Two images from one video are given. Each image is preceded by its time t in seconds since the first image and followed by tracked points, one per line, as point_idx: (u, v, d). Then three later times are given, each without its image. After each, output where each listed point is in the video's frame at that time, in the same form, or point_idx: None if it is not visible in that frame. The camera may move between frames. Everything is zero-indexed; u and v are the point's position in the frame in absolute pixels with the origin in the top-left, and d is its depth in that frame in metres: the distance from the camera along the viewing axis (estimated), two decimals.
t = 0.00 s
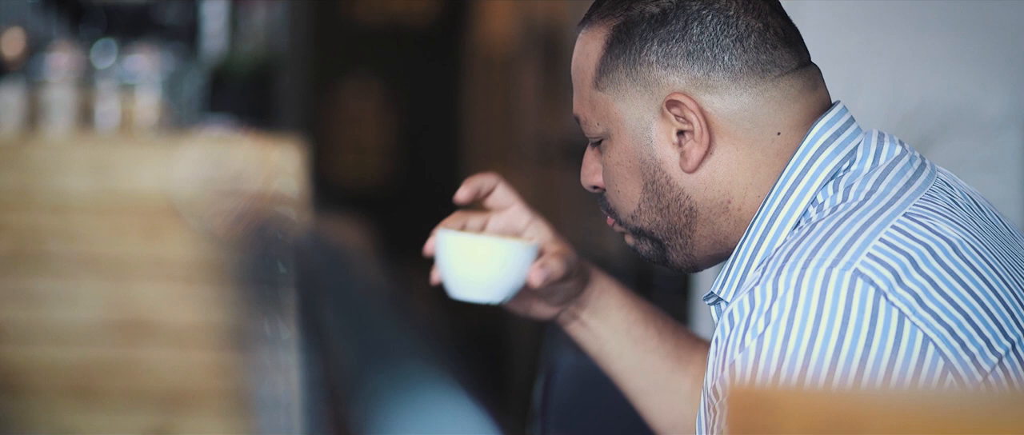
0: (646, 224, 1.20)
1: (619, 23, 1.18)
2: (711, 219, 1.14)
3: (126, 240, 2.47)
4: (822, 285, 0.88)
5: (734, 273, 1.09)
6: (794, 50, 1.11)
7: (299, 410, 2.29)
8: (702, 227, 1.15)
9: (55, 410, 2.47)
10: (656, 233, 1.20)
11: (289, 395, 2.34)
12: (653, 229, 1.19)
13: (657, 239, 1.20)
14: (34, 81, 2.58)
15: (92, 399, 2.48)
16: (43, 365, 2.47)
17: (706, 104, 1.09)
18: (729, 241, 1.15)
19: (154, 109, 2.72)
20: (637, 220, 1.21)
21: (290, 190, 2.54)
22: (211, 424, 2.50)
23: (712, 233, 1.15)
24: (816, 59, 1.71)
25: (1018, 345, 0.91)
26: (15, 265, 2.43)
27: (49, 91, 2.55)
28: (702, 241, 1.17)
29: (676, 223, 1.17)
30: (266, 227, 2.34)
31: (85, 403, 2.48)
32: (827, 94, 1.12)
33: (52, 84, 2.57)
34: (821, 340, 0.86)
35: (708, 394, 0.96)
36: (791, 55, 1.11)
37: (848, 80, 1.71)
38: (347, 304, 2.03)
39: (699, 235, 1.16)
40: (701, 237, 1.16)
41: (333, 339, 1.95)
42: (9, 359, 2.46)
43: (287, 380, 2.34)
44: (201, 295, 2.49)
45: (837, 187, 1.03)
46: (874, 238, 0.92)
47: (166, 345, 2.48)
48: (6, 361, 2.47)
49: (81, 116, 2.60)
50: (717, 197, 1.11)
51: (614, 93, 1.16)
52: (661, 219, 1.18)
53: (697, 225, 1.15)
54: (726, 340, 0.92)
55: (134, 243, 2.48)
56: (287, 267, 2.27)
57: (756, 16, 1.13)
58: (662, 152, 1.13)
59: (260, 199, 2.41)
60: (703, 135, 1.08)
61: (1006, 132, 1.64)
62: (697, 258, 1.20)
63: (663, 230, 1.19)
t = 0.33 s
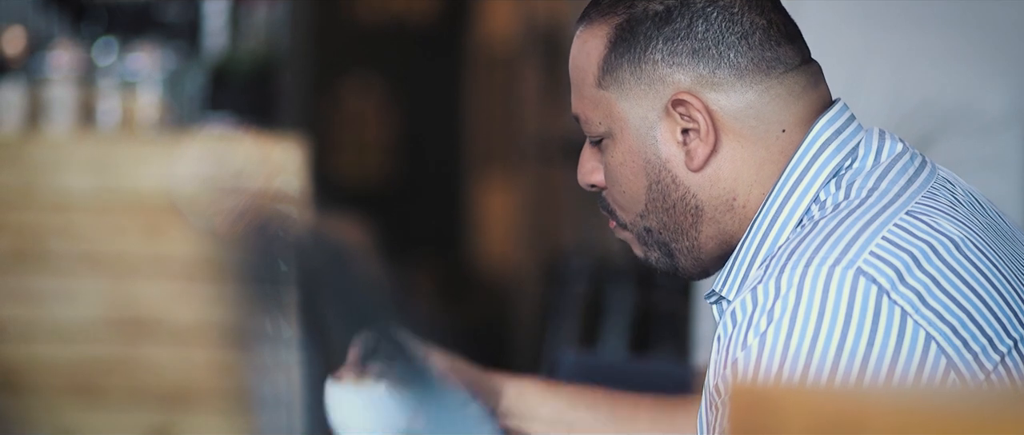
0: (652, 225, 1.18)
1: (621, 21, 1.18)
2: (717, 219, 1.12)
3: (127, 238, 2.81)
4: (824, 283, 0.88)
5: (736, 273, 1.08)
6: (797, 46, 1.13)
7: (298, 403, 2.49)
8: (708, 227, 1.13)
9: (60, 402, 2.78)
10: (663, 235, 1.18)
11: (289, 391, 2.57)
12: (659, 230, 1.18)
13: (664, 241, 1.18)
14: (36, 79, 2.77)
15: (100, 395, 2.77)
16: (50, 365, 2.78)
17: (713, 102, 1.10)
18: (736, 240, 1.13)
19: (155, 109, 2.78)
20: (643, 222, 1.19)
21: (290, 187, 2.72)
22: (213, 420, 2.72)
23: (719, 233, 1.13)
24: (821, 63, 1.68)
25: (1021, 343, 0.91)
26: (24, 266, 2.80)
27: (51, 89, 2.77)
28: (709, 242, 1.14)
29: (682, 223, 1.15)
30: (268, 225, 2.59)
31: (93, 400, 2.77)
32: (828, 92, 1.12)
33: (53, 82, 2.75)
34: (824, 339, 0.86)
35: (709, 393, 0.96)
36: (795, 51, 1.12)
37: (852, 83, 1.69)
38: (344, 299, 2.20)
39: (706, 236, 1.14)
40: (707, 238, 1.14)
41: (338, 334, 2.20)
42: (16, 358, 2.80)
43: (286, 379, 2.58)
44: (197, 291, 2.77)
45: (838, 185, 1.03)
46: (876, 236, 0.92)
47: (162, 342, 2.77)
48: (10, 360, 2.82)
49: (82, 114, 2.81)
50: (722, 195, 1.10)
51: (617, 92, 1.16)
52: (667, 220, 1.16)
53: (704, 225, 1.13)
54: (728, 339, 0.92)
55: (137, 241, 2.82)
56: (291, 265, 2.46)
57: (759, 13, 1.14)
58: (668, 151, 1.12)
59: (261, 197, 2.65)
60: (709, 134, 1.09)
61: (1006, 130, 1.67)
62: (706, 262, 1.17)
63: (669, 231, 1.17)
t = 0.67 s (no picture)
0: (657, 225, 1.18)
1: (627, 21, 1.17)
2: (723, 219, 1.12)
3: (130, 236, 2.62)
4: (831, 285, 0.88)
5: (743, 275, 1.07)
6: (802, 45, 1.13)
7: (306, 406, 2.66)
8: (714, 227, 1.13)
9: (60, 405, 2.67)
10: (666, 235, 1.18)
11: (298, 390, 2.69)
12: (663, 231, 1.18)
13: (666, 241, 1.18)
14: (40, 81, 2.78)
15: (100, 397, 2.68)
16: (49, 365, 2.66)
17: (722, 101, 1.09)
18: (740, 240, 1.13)
19: (160, 108, 2.79)
20: (647, 222, 1.19)
21: (295, 187, 2.87)
22: (218, 422, 2.70)
23: (725, 233, 1.13)
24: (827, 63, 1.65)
25: None
26: (25, 266, 2.61)
27: (55, 89, 2.76)
28: (714, 242, 1.15)
29: (688, 224, 1.15)
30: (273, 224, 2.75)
31: (93, 401, 2.68)
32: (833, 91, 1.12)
33: (58, 82, 2.76)
34: (830, 341, 0.86)
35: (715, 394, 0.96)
36: (801, 49, 1.12)
37: (857, 84, 1.67)
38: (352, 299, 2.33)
39: (710, 236, 1.14)
40: (713, 237, 1.14)
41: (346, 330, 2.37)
42: (14, 358, 2.66)
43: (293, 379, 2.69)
44: (202, 293, 2.66)
45: (844, 186, 1.04)
46: (883, 237, 0.92)
47: (168, 345, 2.66)
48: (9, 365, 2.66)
49: (87, 114, 2.76)
50: (730, 195, 1.10)
51: (624, 92, 1.15)
52: (672, 220, 1.16)
53: (710, 225, 1.13)
54: (735, 340, 0.92)
55: (140, 241, 2.62)
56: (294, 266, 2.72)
57: (765, 11, 1.13)
58: (676, 152, 1.12)
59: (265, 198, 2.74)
60: (717, 133, 1.08)
61: (1010, 129, 1.67)
62: (706, 261, 1.17)
63: (673, 232, 1.17)
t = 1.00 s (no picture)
0: (654, 227, 1.18)
1: (634, 25, 1.16)
2: (723, 223, 1.13)
3: (131, 239, 2.64)
4: (833, 288, 0.87)
5: (742, 278, 1.09)
6: (805, 55, 1.13)
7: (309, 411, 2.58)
8: (713, 230, 1.14)
9: (62, 407, 2.67)
10: (662, 236, 1.18)
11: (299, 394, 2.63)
12: (660, 232, 1.18)
13: (662, 241, 1.18)
14: (44, 83, 2.79)
15: (103, 399, 2.67)
16: (53, 367, 2.66)
17: (728, 108, 1.09)
18: (738, 244, 1.14)
19: (164, 110, 2.81)
20: (643, 224, 1.19)
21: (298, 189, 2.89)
22: (223, 424, 2.70)
23: (723, 237, 1.14)
24: (821, 61, 1.67)
25: None
26: (29, 268, 2.62)
27: (57, 91, 2.77)
28: (711, 244, 1.15)
29: (687, 226, 1.15)
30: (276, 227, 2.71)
31: (94, 402, 2.67)
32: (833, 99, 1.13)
33: (61, 84, 2.78)
34: (833, 343, 0.86)
35: (716, 395, 0.96)
36: (803, 60, 1.11)
37: (853, 83, 1.67)
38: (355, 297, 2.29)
39: (708, 239, 1.15)
40: (710, 240, 1.15)
41: (344, 331, 2.40)
42: (17, 360, 2.66)
43: (295, 380, 2.63)
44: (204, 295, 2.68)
45: (844, 189, 1.04)
46: (885, 239, 0.92)
47: (170, 346, 2.67)
48: (10, 364, 2.67)
49: (91, 116, 2.78)
50: (732, 200, 1.11)
51: (627, 96, 1.15)
52: (671, 223, 1.16)
53: (709, 228, 1.14)
54: (737, 342, 0.92)
55: (144, 243, 2.64)
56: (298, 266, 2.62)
57: (771, 21, 1.13)
58: (679, 157, 1.12)
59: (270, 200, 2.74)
60: (723, 140, 1.08)
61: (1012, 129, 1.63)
62: (702, 259, 1.18)
63: (670, 233, 1.17)
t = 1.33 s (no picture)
0: (662, 229, 1.17)
1: (639, 25, 1.15)
2: (731, 224, 1.12)
3: (133, 238, 2.66)
4: (833, 287, 0.87)
5: (744, 276, 1.08)
6: (808, 52, 1.13)
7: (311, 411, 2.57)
8: (721, 232, 1.14)
9: (65, 406, 2.67)
10: (671, 240, 1.17)
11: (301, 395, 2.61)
12: (669, 235, 1.17)
13: (671, 246, 1.17)
14: (45, 82, 2.89)
15: (106, 398, 2.68)
16: (56, 367, 2.67)
17: (737, 108, 1.09)
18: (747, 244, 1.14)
19: (164, 109, 2.89)
20: (651, 227, 1.18)
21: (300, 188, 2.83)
22: (223, 424, 2.68)
23: (731, 237, 1.14)
24: (826, 62, 1.66)
25: None
26: (30, 268, 2.63)
27: (59, 90, 2.86)
28: (719, 246, 1.15)
29: (694, 228, 1.15)
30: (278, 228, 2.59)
31: (96, 402, 2.67)
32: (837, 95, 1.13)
33: (62, 83, 2.87)
34: (833, 342, 0.86)
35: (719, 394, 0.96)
36: (808, 56, 1.12)
37: (856, 83, 1.67)
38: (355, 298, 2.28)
39: (716, 241, 1.14)
40: (718, 243, 1.15)
41: (344, 331, 2.31)
42: (22, 361, 2.67)
43: (297, 382, 2.60)
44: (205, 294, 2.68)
45: (847, 189, 1.04)
46: (886, 238, 0.92)
47: (170, 345, 2.67)
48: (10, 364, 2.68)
49: (92, 115, 2.86)
50: (738, 199, 1.11)
51: (635, 97, 1.13)
52: (679, 225, 1.16)
53: (716, 230, 1.14)
54: (739, 341, 0.92)
55: (146, 242, 2.66)
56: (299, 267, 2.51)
57: (776, 19, 1.13)
58: (688, 157, 1.12)
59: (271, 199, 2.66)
60: (732, 140, 1.08)
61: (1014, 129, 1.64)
62: (710, 262, 1.17)
63: (679, 236, 1.16)
